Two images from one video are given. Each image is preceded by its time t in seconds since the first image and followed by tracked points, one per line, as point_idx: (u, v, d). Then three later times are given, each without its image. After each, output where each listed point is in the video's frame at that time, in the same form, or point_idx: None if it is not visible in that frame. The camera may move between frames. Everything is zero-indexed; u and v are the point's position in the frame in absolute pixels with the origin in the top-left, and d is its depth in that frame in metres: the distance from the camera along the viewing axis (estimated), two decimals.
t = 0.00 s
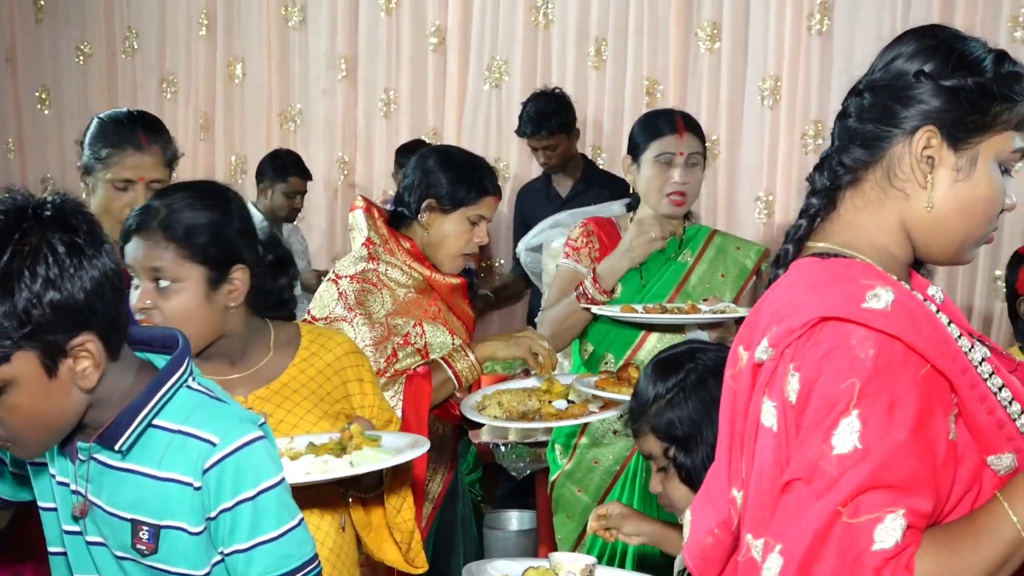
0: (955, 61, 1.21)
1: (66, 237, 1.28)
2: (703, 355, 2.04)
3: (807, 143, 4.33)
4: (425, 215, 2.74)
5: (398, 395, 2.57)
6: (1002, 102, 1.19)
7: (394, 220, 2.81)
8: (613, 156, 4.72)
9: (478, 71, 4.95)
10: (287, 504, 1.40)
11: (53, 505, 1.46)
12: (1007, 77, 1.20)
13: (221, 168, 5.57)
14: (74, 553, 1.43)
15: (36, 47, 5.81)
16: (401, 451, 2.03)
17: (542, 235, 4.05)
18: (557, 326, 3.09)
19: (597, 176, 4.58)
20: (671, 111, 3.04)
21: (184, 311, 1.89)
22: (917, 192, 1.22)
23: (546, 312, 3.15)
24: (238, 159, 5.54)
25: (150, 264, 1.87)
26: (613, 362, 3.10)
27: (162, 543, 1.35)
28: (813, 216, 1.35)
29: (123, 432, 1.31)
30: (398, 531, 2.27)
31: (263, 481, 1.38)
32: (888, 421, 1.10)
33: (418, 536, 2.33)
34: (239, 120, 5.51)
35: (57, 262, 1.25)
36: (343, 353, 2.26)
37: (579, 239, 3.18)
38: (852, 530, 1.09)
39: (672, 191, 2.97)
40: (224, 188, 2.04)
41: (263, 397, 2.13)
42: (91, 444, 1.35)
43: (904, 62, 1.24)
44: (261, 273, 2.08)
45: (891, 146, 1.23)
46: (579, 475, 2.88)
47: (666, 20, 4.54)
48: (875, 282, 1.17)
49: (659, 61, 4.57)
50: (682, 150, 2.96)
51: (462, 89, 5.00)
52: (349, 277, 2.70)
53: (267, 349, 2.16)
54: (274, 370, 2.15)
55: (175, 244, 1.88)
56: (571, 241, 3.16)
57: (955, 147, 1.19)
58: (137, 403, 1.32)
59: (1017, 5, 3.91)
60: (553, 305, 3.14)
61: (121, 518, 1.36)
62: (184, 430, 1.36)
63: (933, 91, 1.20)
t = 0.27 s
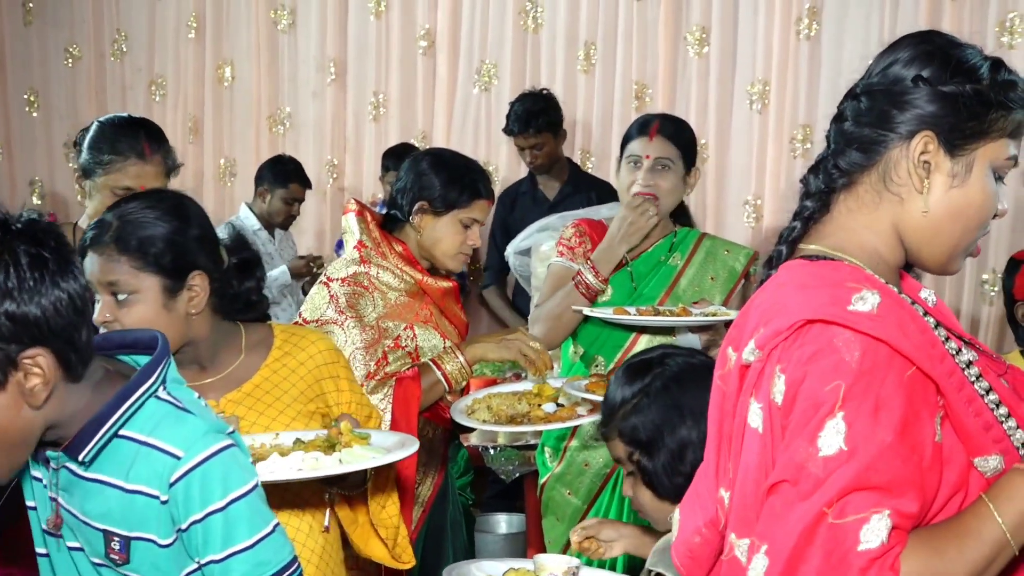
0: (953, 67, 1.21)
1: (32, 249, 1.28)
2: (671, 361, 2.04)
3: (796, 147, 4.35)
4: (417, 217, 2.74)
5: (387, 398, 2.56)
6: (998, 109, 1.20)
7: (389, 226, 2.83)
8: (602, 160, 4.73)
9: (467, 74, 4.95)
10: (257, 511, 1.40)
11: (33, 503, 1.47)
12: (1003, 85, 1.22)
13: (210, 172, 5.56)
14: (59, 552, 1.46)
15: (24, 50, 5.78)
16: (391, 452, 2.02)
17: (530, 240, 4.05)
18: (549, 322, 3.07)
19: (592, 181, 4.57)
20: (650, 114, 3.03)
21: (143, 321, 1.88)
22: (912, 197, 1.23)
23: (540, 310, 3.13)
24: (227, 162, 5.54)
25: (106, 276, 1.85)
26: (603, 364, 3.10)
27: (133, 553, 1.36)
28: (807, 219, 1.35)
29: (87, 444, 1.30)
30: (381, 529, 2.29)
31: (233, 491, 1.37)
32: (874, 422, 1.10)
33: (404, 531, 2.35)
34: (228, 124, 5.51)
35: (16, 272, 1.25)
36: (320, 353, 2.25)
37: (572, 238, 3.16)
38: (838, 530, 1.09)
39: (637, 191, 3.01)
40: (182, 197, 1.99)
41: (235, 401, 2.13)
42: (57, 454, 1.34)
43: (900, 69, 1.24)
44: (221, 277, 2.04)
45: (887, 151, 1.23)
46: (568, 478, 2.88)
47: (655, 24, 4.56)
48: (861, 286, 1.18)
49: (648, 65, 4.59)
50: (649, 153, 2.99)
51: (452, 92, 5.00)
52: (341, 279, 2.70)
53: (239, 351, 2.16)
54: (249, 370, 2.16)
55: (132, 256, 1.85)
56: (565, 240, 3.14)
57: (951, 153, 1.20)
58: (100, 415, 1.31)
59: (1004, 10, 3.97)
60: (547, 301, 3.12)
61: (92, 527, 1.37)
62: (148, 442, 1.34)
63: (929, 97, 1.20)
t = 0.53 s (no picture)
0: (945, 72, 1.22)
1: (10, 242, 1.27)
2: (627, 365, 1.90)
3: (785, 151, 4.41)
4: (410, 222, 2.74)
5: (384, 402, 2.60)
6: (990, 114, 1.21)
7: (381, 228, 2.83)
8: (592, 165, 4.74)
9: (456, 79, 4.96)
10: (242, 517, 1.38)
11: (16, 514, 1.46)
12: (994, 90, 1.22)
13: (199, 176, 5.55)
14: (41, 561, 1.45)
15: (11, 54, 5.75)
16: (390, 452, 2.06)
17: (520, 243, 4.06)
18: (541, 328, 3.05)
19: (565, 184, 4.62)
20: (638, 119, 3.05)
21: (125, 322, 1.88)
22: (904, 201, 1.23)
23: (532, 314, 3.11)
24: (216, 167, 5.52)
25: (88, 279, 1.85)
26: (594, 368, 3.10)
27: (119, 556, 1.36)
28: (800, 221, 1.36)
29: (75, 446, 1.31)
30: (368, 531, 2.30)
31: (217, 493, 1.35)
32: (873, 423, 1.10)
33: (387, 536, 2.37)
34: (218, 129, 5.49)
35: None
36: (301, 357, 2.24)
37: (562, 243, 3.15)
38: (843, 532, 1.09)
39: (619, 197, 3.02)
40: (164, 197, 1.97)
41: (218, 404, 2.13)
42: (45, 457, 1.35)
43: (891, 73, 1.25)
44: (204, 280, 2.04)
45: (880, 155, 1.24)
46: (559, 482, 2.89)
47: (644, 29, 4.59)
48: (853, 287, 1.19)
49: (637, 70, 4.62)
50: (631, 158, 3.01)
51: (441, 96, 5.01)
52: (334, 282, 2.69)
53: (223, 354, 2.16)
54: (232, 373, 2.16)
55: (113, 257, 1.84)
56: (556, 244, 3.13)
57: (943, 157, 1.20)
58: (88, 417, 1.31)
59: (991, 14, 4.09)
60: (538, 306, 3.10)
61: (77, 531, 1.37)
62: (135, 443, 1.34)
63: (921, 101, 1.21)
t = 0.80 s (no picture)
0: (926, 79, 1.22)
1: (21, 219, 1.28)
2: (573, 375, 1.85)
3: (767, 157, 4.43)
4: (398, 226, 2.75)
5: (371, 409, 2.61)
6: (970, 121, 1.22)
7: (369, 231, 2.82)
8: (575, 170, 4.76)
9: (440, 84, 4.96)
10: (228, 508, 1.38)
11: None
12: (974, 97, 1.23)
13: (182, 182, 5.54)
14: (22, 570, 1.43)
15: None
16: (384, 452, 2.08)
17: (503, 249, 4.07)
18: (524, 334, 3.07)
19: (534, 192, 4.65)
20: (622, 126, 3.06)
21: (104, 326, 1.86)
22: (886, 207, 1.24)
23: (518, 320, 3.11)
24: (199, 172, 5.52)
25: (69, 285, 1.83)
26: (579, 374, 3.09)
27: (108, 547, 1.36)
28: (783, 227, 1.36)
29: (68, 441, 1.33)
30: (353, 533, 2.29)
31: (203, 482, 1.36)
32: (866, 425, 1.11)
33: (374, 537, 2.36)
34: (201, 134, 5.49)
35: (8, 240, 1.25)
36: (281, 361, 2.24)
37: (547, 248, 3.17)
38: (843, 533, 1.09)
39: (601, 203, 3.03)
40: (142, 202, 1.97)
41: (197, 408, 2.12)
42: (38, 453, 1.36)
43: (873, 80, 1.25)
44: (182, 284, 2.04)
45: (861, 162, 1.25)
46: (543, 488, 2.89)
47: (627, 36, 4.62)
48: (837, 291, 1.20)
49: (620, 76, 4.64)
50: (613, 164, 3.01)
51: (425, 101, 5.01)
52: (321, 285, 2.70)
53: (202, 359, 2.15)
54: (212, 377, 2.15)
55: (91, 262, 1.82)
56: (541, 250, 3.15)
57: (925, 164, 1.21)
58: (82, 409, 1.32)
59: (972, 22, 4.11)
60: (523, 312, 3.10)
61: (65, 525, 1.37)
62: (124, 431, 1.36)
63: (902, 108, 1.21)
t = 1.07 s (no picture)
0: (902, 83, 1.23)
1: (67, 190, 1.32)
2: (538, 384, 2.01)
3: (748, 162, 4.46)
4: (380, 230, 2.73)
5: (352, 411, 2.61)
6: (946, 124, 1.23)
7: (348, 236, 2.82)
8: (556, 175, 4.77)
9: (421, 88, 4.95)
10: (224, 506, 1.37)
11: None
12: (949, 101, 1.24)
13: (162, 185, 5.51)
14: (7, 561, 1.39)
15: None
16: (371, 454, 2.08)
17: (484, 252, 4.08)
18: (505, 339, 3.07)
19: (500, 196, 4.66)
20: (602, 130, 3.07)
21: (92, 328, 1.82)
22: (863, 209, 1.25)
23: (498, 324, 3.12)
24: (179, 176, 5.49)
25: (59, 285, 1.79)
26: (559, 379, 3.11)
27: (104, 531, 1.33)
28: (762, 230, 1.37)
29: (82, 419, 1.32)
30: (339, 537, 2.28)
31: (207, 476, 1.35)
32: (858, 427, 1.11)
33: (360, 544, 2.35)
34: (180, 138, 5.47)
35: (53, 208, 1.28)
36: (266, 366, 2.23)
37: (528, 253, 3.16)
38: (845, 536, 1.10)
39: (582, 207, 3.04)
40: (127, 204, 1.97)
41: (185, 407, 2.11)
42: (48, 432, 1.36)
43: (850, 84, 1.26)
44: (167, 286, 2.03)
45: (838, 165, 1.25)
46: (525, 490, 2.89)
47: (608, 41, 4.63)
48: (819, 295, 1.20)
49: (601, 81, 4.66)
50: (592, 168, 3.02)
51: (406, 105, 5.01)
52: (303, 287, 2.71)
53: (187, 361, 2.14)
54: (195, 380, 2.14)
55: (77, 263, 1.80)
56: (522, 255, 3.14)
57: (901, 166, 1.22)
58: (98, 391, 1.33)
59: (949, 29, 4.20)
60: (504, 317, 3.11)
61: (62, 507, 1.34)
62: (135, 417, 1.35)
63: (879, 111, 1.22)
